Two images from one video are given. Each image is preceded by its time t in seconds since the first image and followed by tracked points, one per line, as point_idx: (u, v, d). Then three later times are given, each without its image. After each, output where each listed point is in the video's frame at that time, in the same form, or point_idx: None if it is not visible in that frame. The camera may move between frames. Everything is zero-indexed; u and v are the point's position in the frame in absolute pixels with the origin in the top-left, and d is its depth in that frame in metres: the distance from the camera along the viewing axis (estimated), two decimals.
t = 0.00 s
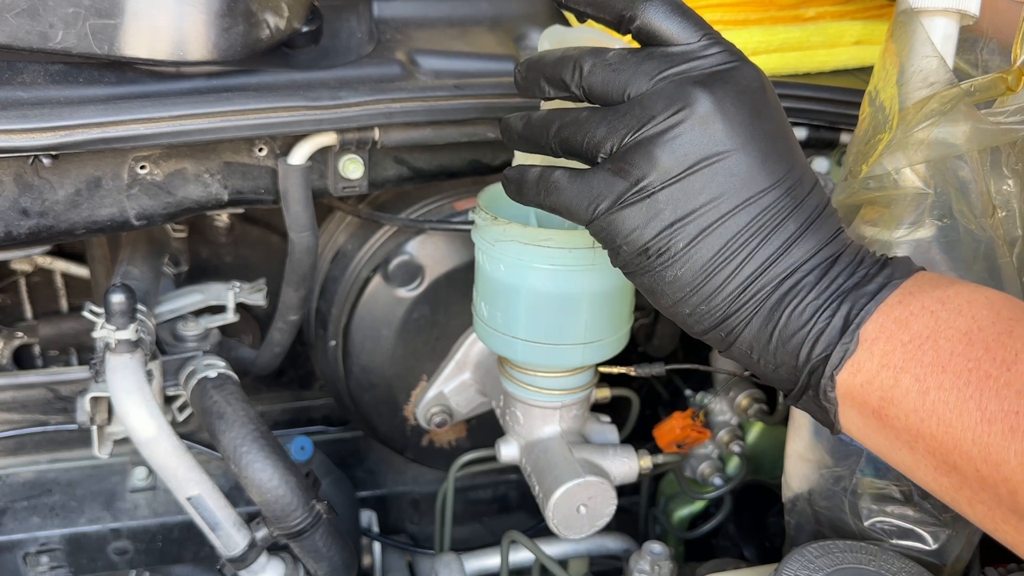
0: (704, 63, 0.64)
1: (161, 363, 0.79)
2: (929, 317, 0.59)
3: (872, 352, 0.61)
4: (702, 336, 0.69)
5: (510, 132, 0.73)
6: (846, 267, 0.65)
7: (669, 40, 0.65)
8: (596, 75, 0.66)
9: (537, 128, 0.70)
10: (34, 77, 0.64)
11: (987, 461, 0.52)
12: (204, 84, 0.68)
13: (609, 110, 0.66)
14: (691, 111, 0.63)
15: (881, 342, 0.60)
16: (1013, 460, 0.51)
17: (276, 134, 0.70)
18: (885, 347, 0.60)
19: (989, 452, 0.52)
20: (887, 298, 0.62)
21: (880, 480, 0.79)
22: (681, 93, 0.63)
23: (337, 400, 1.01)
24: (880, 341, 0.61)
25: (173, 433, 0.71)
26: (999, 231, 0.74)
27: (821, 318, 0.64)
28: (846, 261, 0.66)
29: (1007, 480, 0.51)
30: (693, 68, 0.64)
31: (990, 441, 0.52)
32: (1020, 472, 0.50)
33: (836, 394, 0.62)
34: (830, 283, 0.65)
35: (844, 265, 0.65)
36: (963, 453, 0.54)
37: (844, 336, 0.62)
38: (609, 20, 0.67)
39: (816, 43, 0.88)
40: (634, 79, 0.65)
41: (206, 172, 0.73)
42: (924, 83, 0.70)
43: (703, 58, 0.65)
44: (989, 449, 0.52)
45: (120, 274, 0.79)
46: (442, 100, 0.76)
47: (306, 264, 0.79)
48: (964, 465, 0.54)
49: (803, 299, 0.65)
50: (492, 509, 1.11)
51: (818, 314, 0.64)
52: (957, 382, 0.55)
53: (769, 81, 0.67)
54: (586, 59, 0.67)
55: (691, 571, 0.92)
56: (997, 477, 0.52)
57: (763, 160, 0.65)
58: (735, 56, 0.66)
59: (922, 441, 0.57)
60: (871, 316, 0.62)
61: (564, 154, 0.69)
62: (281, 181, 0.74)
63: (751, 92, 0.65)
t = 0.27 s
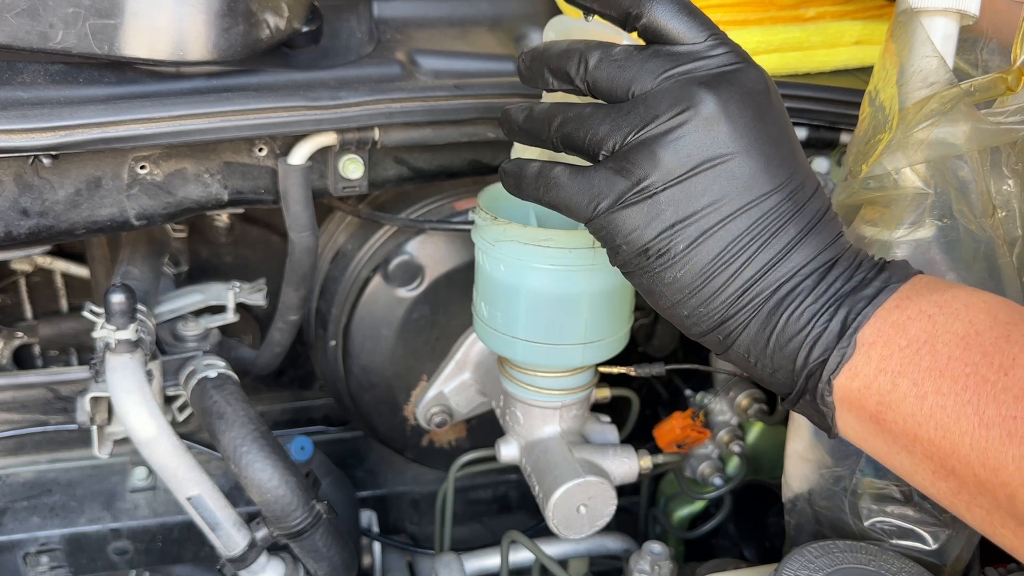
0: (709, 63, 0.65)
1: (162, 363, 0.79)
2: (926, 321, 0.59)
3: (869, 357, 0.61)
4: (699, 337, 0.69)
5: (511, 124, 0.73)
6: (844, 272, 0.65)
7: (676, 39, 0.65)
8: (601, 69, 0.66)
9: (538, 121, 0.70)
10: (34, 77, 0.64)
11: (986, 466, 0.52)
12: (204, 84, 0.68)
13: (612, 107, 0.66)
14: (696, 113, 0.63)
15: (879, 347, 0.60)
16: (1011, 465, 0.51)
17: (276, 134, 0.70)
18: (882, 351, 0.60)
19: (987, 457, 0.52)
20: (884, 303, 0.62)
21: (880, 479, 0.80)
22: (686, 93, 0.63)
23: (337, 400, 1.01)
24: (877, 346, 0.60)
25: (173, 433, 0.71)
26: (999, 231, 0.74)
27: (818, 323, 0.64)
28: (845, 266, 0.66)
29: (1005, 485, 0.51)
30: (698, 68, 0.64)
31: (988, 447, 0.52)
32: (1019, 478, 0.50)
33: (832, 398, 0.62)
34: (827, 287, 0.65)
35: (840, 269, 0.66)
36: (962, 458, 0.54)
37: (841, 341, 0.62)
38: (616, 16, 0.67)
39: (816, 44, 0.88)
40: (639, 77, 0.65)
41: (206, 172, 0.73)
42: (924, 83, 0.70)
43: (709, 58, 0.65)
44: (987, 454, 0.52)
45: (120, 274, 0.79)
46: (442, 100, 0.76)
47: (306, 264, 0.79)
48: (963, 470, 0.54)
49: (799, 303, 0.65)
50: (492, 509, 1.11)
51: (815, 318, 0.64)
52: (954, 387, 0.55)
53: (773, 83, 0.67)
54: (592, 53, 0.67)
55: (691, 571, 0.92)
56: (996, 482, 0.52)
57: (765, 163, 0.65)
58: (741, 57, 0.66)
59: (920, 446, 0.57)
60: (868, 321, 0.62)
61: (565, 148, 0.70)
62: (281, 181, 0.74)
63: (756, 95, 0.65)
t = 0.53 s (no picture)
0: (718, 64, 0.64)
1: (161, 363, 0.79)
2: (927, 327, 0.59)
3: (869, 363, 0.60)
4: (698, 339, 0.69)
5: (516, 117, 0.73)
6: (844, 278, 0.65)
7: (685, 38, 0.65)
8: (608, 66, 0.66)
9: (543, 117, 0.70)
10: (34, 77, 0.64)
11: (987, 472, 0.52)
12: (204, 84, 0.68)
13: (617, 104, 0.66)
14: (703, 113, 0.63)
15: (878, 353, 0.60)
16: (1013, 471, 0.51)
17: (276, 134, 0.70)
18: (881, 357, 0.60)
19: (988, 462, 0.52)
20: (885, 308, 0.62)
21: (880, 479, 0.80)
22: (694, 93, 0.63)
23: (337, 400, 1.01)
24: (877, 352, 0.60)
25: (173, 433, 0.71)
26: (999, 231, 0.74)
27: (817, 328, 0.64)
28: (846, 272, 0.66)
29: (1007, 491, 0.51)
30: (706, 69, 0.64)
31: (989, 453, 0.52)
32: (1020, 484, 0.50)
33: (831, 403, 0.62)
34: (827, 293, 0.65)
35: (841, 275, 0.66)
36: (962, 464, 0.54)
37: (841, 346, 0.62)
38: (625, 11, 0.66)
39: (816, 43, 0.88)
40: (646, 75, 0.65)
41: (206, 172, 0.73)
42: (924, 83, 0.70)
43: (717, 58, 0.65)
44: (988, 460, 0.52)
45: (120, 274, 0.79)
46: (442, 100, 0.76)
47: (306, 264, 0.79)
48: (964, 476, 0.54)
49: (799, 309, 0.65)
50: (492, 509, 1.11)
51: (814, 323, 0.64)
52: (955, 393, 0.55)
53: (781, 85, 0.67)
54: (602, 47, 0.66)
55: (691, 571, 0.92)
56: (997, 488, 0.52)
57: (770, 167, 0.65)
58: (750, 59, 0.66)
59: (920, 451, 0.57)
60: (868, 326, 0.62)
61: (569, 144, 0.69)
62: (281, 181, 0.74)
63: (763, 98, 0.65)
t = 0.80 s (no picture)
0: (722, 61, 0.64)
1: (161, 363, 0.79)
2: (927, 325, 0.59)
3: (869, 361, 0.61)
4: (698, 338, 0.69)
5: (517, 112, 0.73)
6: (845, 276, 0.66)
7: (688, 35, 0.65)
8: (612, 63, 0.66)
9: (543, 113, 0.70)
10: (34, 77, 0.64)
11: (987, 471, 0.52)
12: (204, 84, 0.68)
13: (620, 100, 0.66)
14: (706, 110, 0.63)
15: (879, 350, 0.60)
16: (1013, 469, 0.51)
17: (276, 134, 0.70)
18: (882, 355, 0.60)
19: (988, 461, 0.52)
20: (886, 307, 0.62)
21: (880, 480, 0.79)
22: (697, 90, 0.63)
23: (337, 400, 1.01)
24: (878, 349, 0.60)
25: (173, 433, 0.71)
26: (999, 231, 0.74)
27: (818, 327, 0.64)
28: (847, 271, 0.66)
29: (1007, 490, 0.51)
30: (709, 67, 0.64)
31: (990, 451, 0.52)
32: (1020, 482, 0.50)
33: (832, 402, 0.62)
34: (827, 291, 0.65)
35: (841, 274, 0.66)
36: (963, 463, 0.54)
37: (841, 345, 0.62)
38: (629, 11, 0.67)
39: (816, 43, 0.88)
40: (649, 72, 0.65)
41: (206, 172, 0.73)
42: (924, 83, 0.70)
43: (721, 56, 0.65)
44: (988, 458, 0.52)
45: (120, 274, 0.79)
46: (442, 100, 0.76)
47: (306, 264, 0.79)
48: (964, 475, 0.54)
49: (799, 307, 0.65)
50: (492, 509, 1.11)
51: (815, 322, 0.64)
52: (956, 391, 0.55)
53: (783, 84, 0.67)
54: (605, 44, 0.66)
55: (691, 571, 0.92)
56: (997, 487, 0.52)
57: (772, 165, 0.65)
58: (752, 58, 0.66)
59: (921, 450, 0.57)
60: (869, 325, 0.62)
61: (570, 140, 0.69)
62: (281, 181, 0.74)
63: (767, 95, 0.65)
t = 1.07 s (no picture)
0: (713, 68, 0.65)
1: (161, 363, 0.79)
2: (923, 329, 0.59)
3: (865, 364, 0.61)
4: (696, 342, 0.69)
5: (511, 120, 0.72)
6: (841, 279, 0.66)
7: (680, 41, 0.65)
8: (604, 70, 0.66)
9: (540, 120, 0.70)
10: (34, 77, 0.64)
11: (983, 474, 0.52)
12: (204, 84, 0.68)
13: (614, 108, 0.66)
14: (699, 116, 0.63)
15: (874, 353, 0.60)
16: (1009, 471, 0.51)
17: (276, 134, 0.70)
18: (878, 358, 0.60)
19: (984, 464, 0.52)
20: (881, 309, 0.62)
21: (880, 480, 0.79)
22: (690, 96, 0.63)
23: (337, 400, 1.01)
24: (873, 353, 0.60)
25: (173, 433, 0.71)
26: (999, 231, 0.74)
27: (815, 329, 0.64)
28: (843, 274, 0.66)
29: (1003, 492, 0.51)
30: (702, 72, 0.64)
31: (985, 453, 0.52)
32: (1015, 485, 0.50)
33: (829, 405, 0.62)
34: (824, 294, 0.65)
35: (837, 276, 0.66)
36: (959, 466, 0.54)
37: (838, 347, 0.62)
38: (620, 17, 0.66)
39: (816, 43, 0.88)
40: (641, 79, 0.65)
41: (206, 172, 0.73)
42: (924, 83, 0.70)
43: (713, 62, 0.65)
44: (984, 460, 0.52)
45: (120, 274, 0.79)
46: (442, 100, 0.75)
47: (306, 264, 0.79)
48: (960, 477, 0.54)
49: (797, 310, 0.65)
50: (492, 509, 1.11)
51: (812, 325, 0.64)
52: (951, 395, 0.55)
53: (775, 89, 0.68)
54: (597, 51, 0.67)
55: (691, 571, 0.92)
56: (993, 489, 0.52)
57: (766, 169, 0.65)
58: (744, 63, 0.66)
59: (917, 453, 0.57)
60: (865, 328, 0.62)
61: (565, 147, 0.69)
62: (281, 181, 0.74)
63: (759, 101, 0.65)
